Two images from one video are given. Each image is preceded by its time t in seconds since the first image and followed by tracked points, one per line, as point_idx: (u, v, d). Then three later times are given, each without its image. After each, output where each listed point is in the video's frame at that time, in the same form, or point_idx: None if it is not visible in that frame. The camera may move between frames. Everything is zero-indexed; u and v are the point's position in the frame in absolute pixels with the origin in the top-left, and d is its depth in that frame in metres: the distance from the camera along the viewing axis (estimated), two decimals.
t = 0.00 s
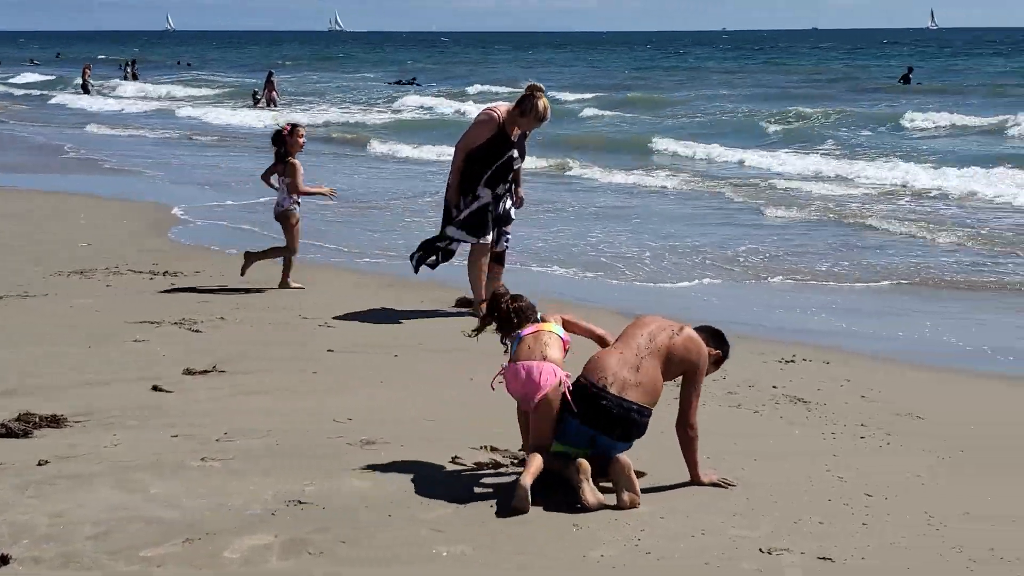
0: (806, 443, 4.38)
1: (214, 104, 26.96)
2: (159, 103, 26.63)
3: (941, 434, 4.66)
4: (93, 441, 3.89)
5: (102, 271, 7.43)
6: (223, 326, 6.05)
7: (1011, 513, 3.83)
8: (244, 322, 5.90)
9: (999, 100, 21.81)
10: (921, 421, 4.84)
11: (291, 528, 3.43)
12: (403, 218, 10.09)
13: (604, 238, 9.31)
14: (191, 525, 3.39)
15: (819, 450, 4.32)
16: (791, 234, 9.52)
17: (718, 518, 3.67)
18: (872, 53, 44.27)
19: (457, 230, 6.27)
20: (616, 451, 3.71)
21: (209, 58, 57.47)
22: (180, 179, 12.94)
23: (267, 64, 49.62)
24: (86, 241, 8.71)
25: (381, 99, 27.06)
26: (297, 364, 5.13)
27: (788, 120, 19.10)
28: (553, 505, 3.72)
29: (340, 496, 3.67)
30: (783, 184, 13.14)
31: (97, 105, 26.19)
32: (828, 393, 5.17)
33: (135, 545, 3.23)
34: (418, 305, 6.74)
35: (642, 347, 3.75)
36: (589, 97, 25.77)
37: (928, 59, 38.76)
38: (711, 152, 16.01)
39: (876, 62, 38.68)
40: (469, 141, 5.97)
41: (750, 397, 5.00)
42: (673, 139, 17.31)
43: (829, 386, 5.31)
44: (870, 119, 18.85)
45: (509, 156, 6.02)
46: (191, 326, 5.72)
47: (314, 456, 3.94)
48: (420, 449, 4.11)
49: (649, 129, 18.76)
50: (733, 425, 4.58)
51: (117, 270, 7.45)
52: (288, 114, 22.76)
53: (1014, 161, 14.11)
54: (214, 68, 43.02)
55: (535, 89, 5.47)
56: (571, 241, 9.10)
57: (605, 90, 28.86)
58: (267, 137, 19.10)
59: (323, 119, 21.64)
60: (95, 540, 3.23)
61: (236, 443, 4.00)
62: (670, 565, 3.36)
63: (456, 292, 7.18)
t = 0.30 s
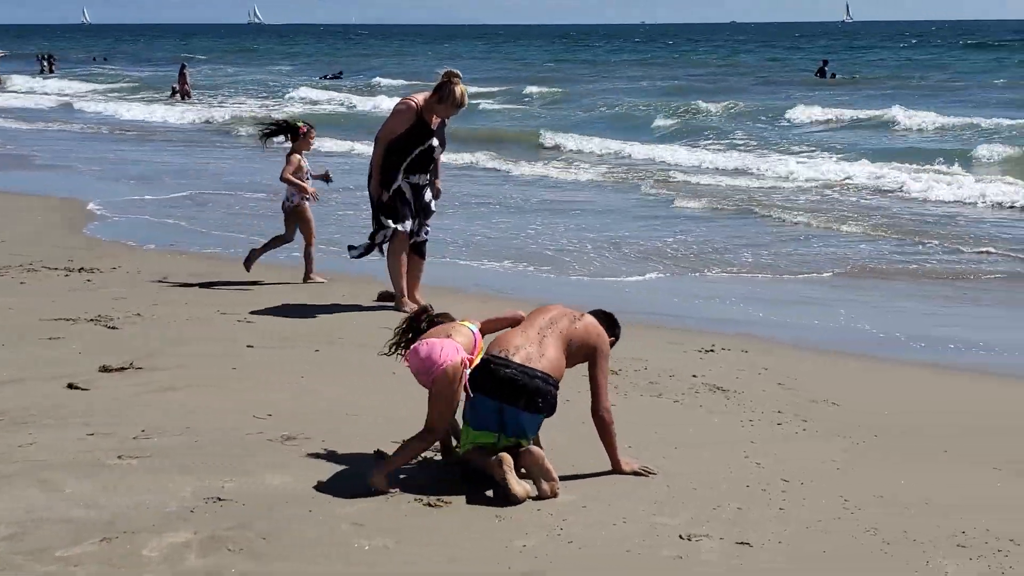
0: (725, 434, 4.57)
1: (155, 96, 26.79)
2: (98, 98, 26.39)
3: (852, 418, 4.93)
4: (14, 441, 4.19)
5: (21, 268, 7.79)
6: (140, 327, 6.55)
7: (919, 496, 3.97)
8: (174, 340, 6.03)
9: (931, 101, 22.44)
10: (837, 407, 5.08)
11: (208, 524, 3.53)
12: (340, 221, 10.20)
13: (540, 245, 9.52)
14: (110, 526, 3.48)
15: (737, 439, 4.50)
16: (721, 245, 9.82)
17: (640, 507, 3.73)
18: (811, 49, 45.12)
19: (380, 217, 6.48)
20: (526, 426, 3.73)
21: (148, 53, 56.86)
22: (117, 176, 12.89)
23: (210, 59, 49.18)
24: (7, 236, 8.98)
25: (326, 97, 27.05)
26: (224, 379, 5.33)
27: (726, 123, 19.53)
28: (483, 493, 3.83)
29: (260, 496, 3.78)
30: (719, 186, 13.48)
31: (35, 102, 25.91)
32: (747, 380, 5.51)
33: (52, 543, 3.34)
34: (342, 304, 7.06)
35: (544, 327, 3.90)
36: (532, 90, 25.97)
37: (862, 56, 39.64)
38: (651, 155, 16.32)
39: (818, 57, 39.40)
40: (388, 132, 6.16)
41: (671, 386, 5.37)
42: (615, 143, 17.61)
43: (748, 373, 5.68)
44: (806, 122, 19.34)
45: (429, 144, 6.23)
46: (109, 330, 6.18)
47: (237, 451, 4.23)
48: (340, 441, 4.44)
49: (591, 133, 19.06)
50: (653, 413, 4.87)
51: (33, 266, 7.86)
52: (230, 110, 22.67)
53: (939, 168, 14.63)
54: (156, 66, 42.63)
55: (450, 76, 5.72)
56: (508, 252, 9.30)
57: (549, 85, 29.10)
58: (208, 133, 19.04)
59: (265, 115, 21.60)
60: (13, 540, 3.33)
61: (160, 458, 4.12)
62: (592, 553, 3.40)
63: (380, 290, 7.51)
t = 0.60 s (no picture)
0: (676, 425, 4.64)
1: (108, 92, 26.49)
2: (50, 94, 26.06)
3: (801, 406, 5.01)
4: None
5: None
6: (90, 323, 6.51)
7: (865, 482, 4.04)
8: (123, 337, 5.99)
9: (881, 95, 22.81)
10: (786, 397, 5.15)
11: (157, 522, 3.53)
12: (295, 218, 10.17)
13: (496, 242, 9.58)
14: (57, 527, 3.47)
15: (688, 429, 4.58)
16: (675, 238, 9.93)
17: (592, 499, 3.78)
18: (764, 42, 45.66)
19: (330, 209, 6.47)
20: (463, 413, 3.73)
21: (101, 49, 56.19)
22: (68, 173, 12.73)
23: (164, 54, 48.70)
24: None
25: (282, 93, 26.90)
26: (174, 377, 5.30)
27: (681, 119, 19.74)
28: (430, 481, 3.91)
29: (210, 493, 3.78)
30: (674, 180, 13.63)
31: None
32: (697, 371, 5.58)
33: None
34: (291, 299, 7.07)
35: (463, 315, 3.89)
36: (488, 84, 26.01)
37: (813, 49, 40.20)
38: (607, 150, 16.45)
39: (771, 51, 39.86)
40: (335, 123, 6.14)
41: (622, 377, 5.44)
42: (571, 139, 17.73)
43: (699, 364, 5.75)
44: (760, 117, 19.59)
45: (378, 134, 6.20)
46: (57, 327, 6.15)
47: (186, 450, 4.24)
48: (291, 437, 4.44)
49: (547, 129, 19.16)
50: (604, 406, 4.93)
51: None
52: (184, 107, 22.49)
53: (887, 163, 14.92)
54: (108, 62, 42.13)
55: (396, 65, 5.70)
56: (464, 248, 9.33)
57: (506, 79, 29.18)
58: (162, 130, 18.88)
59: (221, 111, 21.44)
60: None
61: (110, 459, 4.12)
62: (543, 545, 3.42)
63: (331, 285, 7.52)
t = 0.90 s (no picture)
0: (656, 421, 4.66)
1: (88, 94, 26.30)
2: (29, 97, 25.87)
3: (780, 400, 5.05)
4: None
5: None
6: (69, 325, 6.50)
7: (845, 476, 4.07)
8: (103, 339, 5.97)
9: (860, 90, 22.94)
10: (765, 391, 5.18)
11: (138, 524, 3.53)
12: (276, 218, 10.13)
13: (478, 241, 9.59)
14: (37, 530, 3.46)
15: (667, 425, 4.61)
16: (657, 234, 9.96)
17: (573, 496, 3.81)
18: (744, 38, 45.85)
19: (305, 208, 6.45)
20: (418, 416, 3.81)
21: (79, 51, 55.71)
22: (47, 175, 12.65)
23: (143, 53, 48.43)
24: None
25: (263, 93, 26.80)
26: (154, 379, 5.29)
27: (663, 117, 19.80)
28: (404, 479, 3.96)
29: (190, 495, 3.78)
30: (655, 177, 13.68)
31: None
32: (677, 367, 5.61)
33: None
34: (273, 300, 7.07)
35: (420, 317, 3.92)
36: (471, 85, 26.00)
37: (792, 44, 40.39)
38: (588, 148, 16.49)
39: (751, 47, 40.02)
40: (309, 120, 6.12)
41: (603, 373, 5.46)
42: (553, 138, 17.75)
43: (679, 359, 5.78)
44: (741, 115, 19.68)
45: (352, 132, 6.19)
46: (36, 329, 6.14)
47: (167, 452, 4.24)
48: (271, 438, 4.44)
49: (529, 128, 19.18)
50: (584, 403, 4.95)
51: None
52: (164, 109, 22.37)
53: (867, 159, 15.01)
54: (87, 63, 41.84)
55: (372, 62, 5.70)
56: (446, 247, 9.33)
57: (488, 77, 29.18)
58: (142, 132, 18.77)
59: (201, 112, 21.33)
60: None
61: (90, 462, 4.11)
62: (522, 543, 3.44)
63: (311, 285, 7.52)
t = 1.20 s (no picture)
0: (648, 420, 4.68)
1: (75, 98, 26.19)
2: (18, 102, 25.80)
3: (771, 397, 5.06)
4: None
5: None
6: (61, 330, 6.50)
7: (837, 472, 4.08)
8: (96, 344, 5.97)
9: (849, 87, 22.98)
10: (757, 388, 5.19)
11: (131, 529, 3.53)
12: (266, 220, 10.13)
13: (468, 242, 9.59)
14: (30, 536, 3.46)
15: (659, 424, 4.62)
16: (647, 232, 9.97)
17: (565, 497, 3.82)
18: (733, 35, 45.88)
19: (295, 214, 6.44)
20: (413, 419, 3.83)
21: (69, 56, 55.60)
22: (37, 180, 12.61)
23: (132, 56, 48.27)
24: None
25: (252, 96, 26.74)
26: (147, 382, 5.29)
27: (652, 116, 19.81)
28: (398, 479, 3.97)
29: (182, 498, 3.79)
30: (644, 176, 13.69)
31: None
32: (669, 365, 5.62)
33: None
34: (266, 302, 7.07)
35: (415, 316, 3.96)
36: (461, 87, 26.00)
37: (779, 41, 40.43)
38: (579, 147, 16.49)
39: (739, 43, 40.05)
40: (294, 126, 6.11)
41: (595, 372, 5.48)
42: (541, 138, 17.76)
43: (671, 357, 5.79)
44: (729, 112, 19.70)
45: (338, 134, 6.20)
46: (28, 334, 6.13)
47: (159, 456, 4.24)
48: (264, 441, 4.45)
49: (519, 127, 19.16)
50: (577, 402, 4.97)
51: None
52: (153, 114, 22.32)
53: (857, 156, 15.04)
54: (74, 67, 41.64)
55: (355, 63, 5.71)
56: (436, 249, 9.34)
57: (476, 78, 29.16)
58: (133, 137, 18.74)
59: (190, 116, 21.28)
60: None
61: (82, 467, 4.11)
62: (516, 543, 3.45)
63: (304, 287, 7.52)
